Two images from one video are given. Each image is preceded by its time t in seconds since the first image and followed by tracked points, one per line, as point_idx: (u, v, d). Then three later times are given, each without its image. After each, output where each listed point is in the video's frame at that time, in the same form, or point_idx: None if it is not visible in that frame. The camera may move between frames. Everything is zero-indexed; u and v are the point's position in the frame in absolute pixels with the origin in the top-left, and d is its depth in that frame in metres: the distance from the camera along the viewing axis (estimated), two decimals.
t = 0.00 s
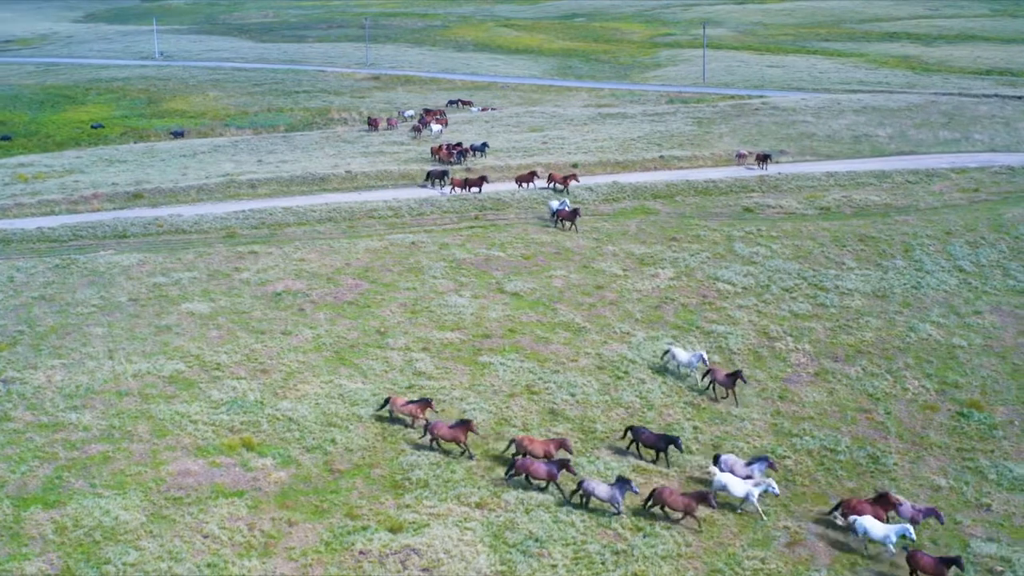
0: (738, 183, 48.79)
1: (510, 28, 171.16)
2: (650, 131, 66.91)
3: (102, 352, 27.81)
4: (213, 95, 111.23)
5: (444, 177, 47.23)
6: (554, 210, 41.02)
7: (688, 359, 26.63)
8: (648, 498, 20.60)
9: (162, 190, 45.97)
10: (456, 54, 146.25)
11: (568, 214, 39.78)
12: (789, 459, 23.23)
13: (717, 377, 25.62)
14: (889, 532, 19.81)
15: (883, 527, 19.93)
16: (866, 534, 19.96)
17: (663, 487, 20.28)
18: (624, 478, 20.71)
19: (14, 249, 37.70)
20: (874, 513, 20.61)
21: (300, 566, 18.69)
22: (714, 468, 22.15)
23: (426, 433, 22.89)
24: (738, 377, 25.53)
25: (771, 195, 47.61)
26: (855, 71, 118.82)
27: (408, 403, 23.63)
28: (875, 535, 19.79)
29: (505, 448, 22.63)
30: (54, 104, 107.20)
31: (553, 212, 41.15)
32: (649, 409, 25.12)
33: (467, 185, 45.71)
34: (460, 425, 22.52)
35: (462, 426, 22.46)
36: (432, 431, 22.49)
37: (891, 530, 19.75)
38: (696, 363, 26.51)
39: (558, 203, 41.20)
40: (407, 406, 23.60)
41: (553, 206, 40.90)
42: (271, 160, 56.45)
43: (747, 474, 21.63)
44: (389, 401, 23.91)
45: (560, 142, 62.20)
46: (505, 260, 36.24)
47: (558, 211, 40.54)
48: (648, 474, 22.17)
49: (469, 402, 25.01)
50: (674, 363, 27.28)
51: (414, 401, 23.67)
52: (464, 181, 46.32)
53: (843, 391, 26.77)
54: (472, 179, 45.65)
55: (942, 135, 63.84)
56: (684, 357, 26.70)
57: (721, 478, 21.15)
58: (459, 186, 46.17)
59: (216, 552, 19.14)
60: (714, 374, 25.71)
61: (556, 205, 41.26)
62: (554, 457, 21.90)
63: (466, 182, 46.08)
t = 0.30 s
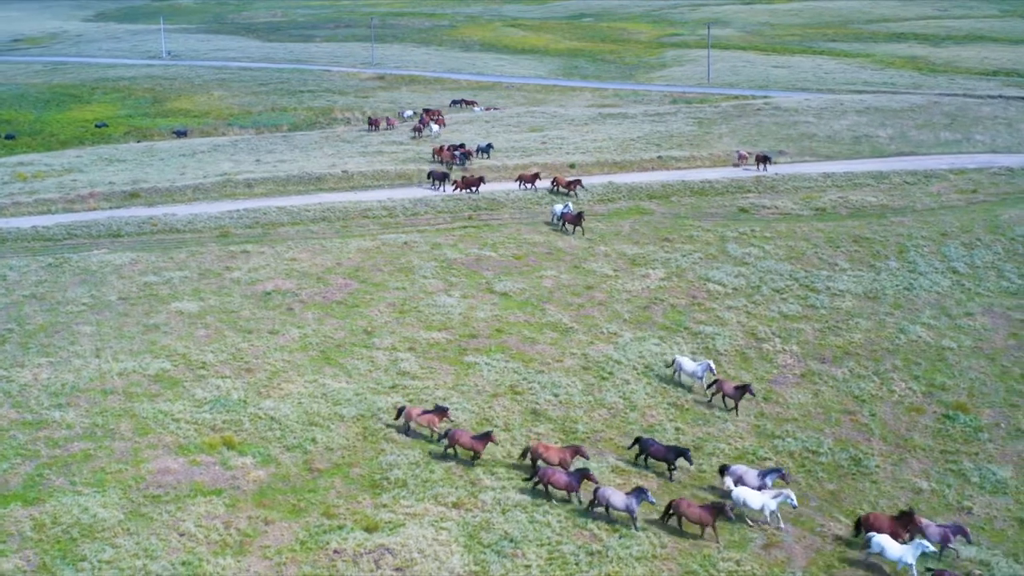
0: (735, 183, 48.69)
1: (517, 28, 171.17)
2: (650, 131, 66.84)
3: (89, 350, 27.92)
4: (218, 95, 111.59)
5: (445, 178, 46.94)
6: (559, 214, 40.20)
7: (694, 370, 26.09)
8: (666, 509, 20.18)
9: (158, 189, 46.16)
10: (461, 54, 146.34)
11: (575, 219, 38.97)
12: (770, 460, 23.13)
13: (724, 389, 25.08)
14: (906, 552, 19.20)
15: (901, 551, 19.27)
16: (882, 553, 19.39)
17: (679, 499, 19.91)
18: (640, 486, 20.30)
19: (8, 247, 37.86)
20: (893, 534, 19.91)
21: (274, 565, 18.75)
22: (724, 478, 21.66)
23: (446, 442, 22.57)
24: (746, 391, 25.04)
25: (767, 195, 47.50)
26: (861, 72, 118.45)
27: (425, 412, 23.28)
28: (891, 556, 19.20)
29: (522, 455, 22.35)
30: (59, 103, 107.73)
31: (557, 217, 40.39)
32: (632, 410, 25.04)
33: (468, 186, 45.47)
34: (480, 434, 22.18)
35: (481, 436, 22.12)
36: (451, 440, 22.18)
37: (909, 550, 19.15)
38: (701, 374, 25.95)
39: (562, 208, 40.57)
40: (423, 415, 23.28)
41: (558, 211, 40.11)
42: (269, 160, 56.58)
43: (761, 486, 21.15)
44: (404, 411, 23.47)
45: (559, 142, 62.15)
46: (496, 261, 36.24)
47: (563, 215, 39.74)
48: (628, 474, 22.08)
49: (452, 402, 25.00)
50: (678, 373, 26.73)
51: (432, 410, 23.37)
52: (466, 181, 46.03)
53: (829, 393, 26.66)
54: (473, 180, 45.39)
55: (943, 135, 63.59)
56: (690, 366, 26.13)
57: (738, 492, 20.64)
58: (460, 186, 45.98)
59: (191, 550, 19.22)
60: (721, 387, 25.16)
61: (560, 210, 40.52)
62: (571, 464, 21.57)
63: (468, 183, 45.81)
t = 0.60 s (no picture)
0: (731, 184, 48.59)
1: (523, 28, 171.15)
2: (650, 131, 66.74)
3: (76, 348, 28.03)
4: (223, 93, 111.88)
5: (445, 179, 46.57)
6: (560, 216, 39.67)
7: (700, 378, 25.57)
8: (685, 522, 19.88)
9: (155, 188, 46.33)
10: (467, 53, 146.41)
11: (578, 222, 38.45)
12: (751, 460, 23.07)
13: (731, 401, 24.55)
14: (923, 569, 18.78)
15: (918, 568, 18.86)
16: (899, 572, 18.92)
17: (698, 512, 19.63)
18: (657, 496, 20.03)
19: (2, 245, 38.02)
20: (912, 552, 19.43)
21: (248, 562, 18.83)
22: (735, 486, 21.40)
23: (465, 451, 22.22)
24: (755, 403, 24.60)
25: (763, 196, 47.41)
26: (867, 72, 118.00)
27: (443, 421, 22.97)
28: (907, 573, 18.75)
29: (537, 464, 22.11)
30: (64, 102, 108.20)
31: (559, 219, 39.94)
32: (614, 409, 24.99)
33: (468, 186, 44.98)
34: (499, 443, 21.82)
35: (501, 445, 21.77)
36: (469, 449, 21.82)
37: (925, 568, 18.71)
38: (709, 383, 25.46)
39: (564, 210, 40.10)
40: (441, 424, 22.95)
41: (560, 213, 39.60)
42: (267, 159, 56.70)
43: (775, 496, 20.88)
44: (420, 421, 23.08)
45: (558, 142, 62.06)
46: (487, 260, 36.23)
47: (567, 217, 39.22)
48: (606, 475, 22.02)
49: (434, 401, 25.00)
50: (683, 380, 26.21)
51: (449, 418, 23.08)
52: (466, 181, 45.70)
53: (814, 394, 26.57)
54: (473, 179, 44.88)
55: (944, 136, 63.32)
56: (697, 376, 25.59)
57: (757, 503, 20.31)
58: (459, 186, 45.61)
59: (166, 546, 19.32)
60: (728, 398, 24.63)
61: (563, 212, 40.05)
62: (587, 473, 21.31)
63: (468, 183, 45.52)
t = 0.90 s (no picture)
0: (727, 183, 48.49)
1: (530, 27, 171.07)
2: (650, 131, 66.66)
3: (64, 345, 28.17)
4: (227, 92, 112.24)
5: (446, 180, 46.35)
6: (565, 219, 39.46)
7: (709, 388, 25.10)
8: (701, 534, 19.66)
9: (152, 186, 46.50)
10: (472, 53, 146.48)
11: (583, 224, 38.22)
12: (731, 460, 23.01)
13: (743, 410, 24.10)
14: None
15: None
16: None
17: (716, 524, 19.39)
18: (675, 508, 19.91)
19: None
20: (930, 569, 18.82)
21: (223, 558, 18.91)
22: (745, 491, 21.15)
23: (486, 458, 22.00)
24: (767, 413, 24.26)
25: (759, 195, 47.31)
26: (872, 72, 117.59)
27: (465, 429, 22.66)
28: None
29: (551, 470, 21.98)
30: (70, 100, 108.68)
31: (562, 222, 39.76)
32: (597, 408, 24.97)
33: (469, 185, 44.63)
34: (520, 453, 21.51)
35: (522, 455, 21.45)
36: (491, 456, 21.54)
37: None
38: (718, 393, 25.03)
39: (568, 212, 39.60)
40: (463, 432, 22.64)
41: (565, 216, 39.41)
42: (266, 157, 56.87)
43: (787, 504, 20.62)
44: (441, 429, 22.77)
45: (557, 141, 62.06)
46: (478, 259, 36.24)
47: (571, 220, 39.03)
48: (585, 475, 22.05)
49: (417, 399, 25.02)
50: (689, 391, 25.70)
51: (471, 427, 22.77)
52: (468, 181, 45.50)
53: (799, 394, 26.50)
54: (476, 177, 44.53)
55: (945, 136, 63.08)
56: (706, 385, 25.11)
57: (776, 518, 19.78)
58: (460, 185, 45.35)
59: (143, 542, 19.43)
60: (740, 408, 24.19)
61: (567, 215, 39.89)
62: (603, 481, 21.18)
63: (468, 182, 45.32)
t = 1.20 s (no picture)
0: (723, 183, 48.40)
1: (536, 27, 171.01)
2: (649, 131, 66.56)
3: (52, 343, 28.29)
4: (232, 91, 112.56)
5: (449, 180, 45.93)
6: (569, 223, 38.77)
7: (721, 398, 24.71)
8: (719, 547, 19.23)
9: (149, 185, 46.67)
10: (477, 53, 146.58)
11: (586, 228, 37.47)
12: (712, 459, 22.96)
13: (755, 424, 23.31)
14: None
15: None
16: None
17: (734, 537, 18.92)
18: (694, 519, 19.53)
19: None
20: None
21: (199, 554, 19.01)
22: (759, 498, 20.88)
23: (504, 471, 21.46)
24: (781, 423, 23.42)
25: (754, 195, 47.21)
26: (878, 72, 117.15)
27: (487, 437, 22.22)
28: None
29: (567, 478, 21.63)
30: (75, 99, 109.13)
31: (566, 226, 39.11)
32: (580, 408, 24.96)
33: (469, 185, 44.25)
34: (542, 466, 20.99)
35: (543, 468, 20.93)
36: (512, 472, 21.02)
37: None
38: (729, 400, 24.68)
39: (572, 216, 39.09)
40: (484, 441, 22.18)
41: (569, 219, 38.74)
42: (264, 156, 56.99)
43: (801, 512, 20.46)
44: (463, 438, 22.35)
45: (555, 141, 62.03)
46: (469, 258, 36.25)
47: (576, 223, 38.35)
48: (563, 473, 22.02)
49: (399, 398, 25.05)
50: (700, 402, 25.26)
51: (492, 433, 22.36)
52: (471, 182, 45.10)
53: (784, 395, 26.42)
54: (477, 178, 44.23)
55: (946, 137, 62.81)
56: (717, 394, 24.77)
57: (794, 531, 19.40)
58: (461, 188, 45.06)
59: (121, 538, 19.53)
60: (753, 422, 23.36)
61: (571, 219, 39.32)
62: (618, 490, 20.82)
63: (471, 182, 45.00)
